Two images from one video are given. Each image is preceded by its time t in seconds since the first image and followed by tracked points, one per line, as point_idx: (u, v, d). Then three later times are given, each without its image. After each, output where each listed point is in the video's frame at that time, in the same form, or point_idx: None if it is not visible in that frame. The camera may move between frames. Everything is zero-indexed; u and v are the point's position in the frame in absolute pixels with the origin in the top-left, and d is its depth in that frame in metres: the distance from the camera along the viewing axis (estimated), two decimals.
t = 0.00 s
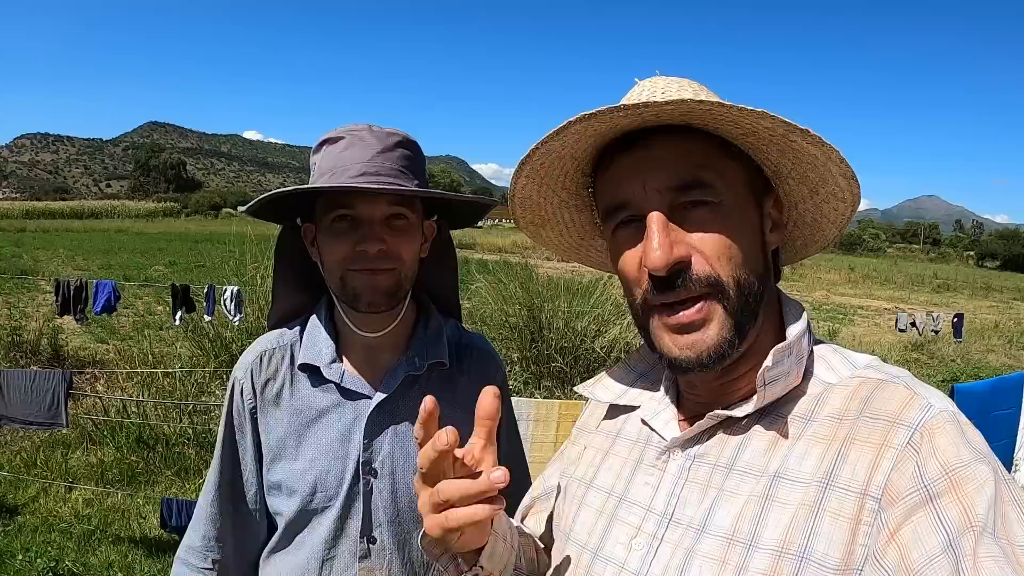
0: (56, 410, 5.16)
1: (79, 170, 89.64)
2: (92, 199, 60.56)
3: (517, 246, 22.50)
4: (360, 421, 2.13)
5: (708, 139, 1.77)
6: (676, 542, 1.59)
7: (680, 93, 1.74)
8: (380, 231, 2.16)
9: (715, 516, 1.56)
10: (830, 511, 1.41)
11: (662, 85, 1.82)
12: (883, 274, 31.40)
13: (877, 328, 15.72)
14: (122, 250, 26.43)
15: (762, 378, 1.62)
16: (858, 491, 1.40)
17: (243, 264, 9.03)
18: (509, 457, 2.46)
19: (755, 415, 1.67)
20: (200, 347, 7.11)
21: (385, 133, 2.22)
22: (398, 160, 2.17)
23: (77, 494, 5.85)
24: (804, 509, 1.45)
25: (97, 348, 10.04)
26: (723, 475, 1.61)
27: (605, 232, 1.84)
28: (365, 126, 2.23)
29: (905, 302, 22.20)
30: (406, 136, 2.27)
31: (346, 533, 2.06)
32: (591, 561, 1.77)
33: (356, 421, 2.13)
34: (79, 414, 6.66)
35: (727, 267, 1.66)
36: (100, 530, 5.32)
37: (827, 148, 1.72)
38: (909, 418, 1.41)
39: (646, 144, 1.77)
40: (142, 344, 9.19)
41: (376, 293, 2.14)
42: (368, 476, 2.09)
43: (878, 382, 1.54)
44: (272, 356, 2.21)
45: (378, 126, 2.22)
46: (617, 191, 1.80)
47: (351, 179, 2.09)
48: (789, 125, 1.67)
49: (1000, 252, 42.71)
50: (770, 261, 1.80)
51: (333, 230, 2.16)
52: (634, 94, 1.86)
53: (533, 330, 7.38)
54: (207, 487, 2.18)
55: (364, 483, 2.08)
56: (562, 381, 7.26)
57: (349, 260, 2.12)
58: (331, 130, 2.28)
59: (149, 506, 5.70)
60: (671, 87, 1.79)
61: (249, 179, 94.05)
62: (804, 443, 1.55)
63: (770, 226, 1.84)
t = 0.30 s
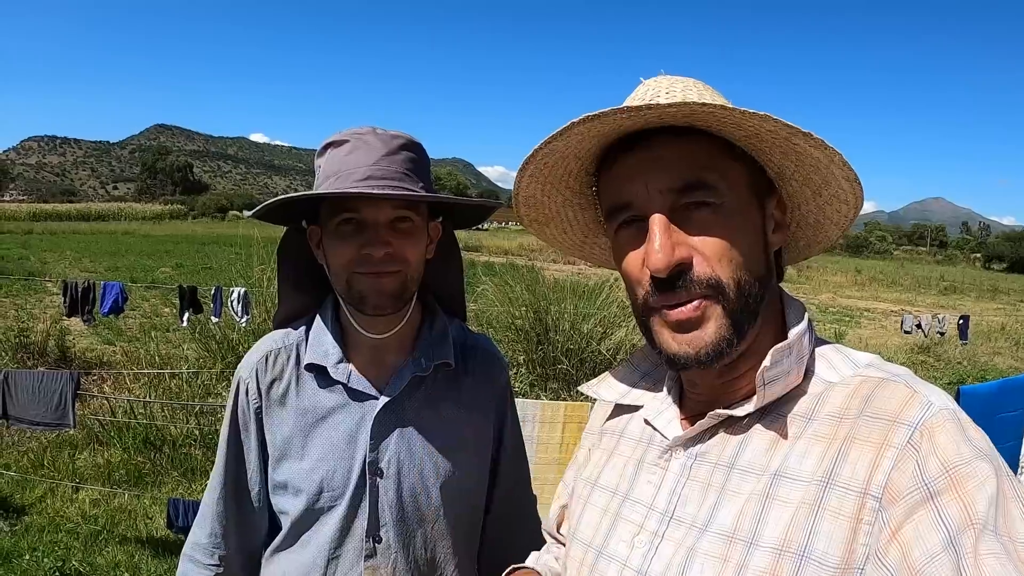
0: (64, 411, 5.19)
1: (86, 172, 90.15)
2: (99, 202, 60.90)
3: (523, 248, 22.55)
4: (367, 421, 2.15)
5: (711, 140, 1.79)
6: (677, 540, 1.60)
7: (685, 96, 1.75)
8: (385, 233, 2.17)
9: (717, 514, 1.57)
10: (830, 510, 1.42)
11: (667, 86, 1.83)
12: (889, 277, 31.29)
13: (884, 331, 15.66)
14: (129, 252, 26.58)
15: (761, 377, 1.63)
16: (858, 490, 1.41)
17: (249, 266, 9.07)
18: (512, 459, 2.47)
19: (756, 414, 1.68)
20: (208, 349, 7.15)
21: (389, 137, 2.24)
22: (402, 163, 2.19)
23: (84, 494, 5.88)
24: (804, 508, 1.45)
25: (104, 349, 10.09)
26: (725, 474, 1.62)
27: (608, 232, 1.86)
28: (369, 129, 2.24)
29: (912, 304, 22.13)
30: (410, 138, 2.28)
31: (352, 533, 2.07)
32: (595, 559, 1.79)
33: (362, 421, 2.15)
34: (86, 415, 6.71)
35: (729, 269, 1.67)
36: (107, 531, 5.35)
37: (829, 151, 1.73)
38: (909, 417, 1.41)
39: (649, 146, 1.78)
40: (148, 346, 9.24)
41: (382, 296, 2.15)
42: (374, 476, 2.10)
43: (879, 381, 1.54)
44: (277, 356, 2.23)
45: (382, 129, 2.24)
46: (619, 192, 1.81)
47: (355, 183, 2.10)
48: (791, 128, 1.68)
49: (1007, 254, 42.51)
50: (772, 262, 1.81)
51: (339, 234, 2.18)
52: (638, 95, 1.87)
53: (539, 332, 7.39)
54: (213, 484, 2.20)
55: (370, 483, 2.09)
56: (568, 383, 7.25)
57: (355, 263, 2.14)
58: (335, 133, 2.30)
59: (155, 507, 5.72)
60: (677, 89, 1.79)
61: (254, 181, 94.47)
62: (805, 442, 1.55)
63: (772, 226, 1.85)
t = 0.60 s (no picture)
0: (68, 413, 5.18)
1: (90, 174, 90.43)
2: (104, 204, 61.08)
3: (527, 251, 22.52)
4: (375, 428, 2.12)
5: (731, 145, 1.76)
6: (698, 547, 1.58)
7: (705, 100, 1.73)
8: (391, 237, 2.15)
9: (738, 522, 1.55)
10: (853, 517, 1.40)
11: (685, 90, 1.81)
12: (894, 279, 31.18)
13: (889, 333, 15.60)
14: (133, 255, 26.64)
15: (782, 383, 1.61)
16: (881, 497, 1.38)
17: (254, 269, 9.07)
18: (524, 465, 2.43)
19: (778, 419, 1.66)
20: (212, 351, 7.16)
21: (393, 138, 2.22)
22: (407, 165, 2.17)
23: (88, 497, 5.87)
24: (827, 515, 1.43)
25: (108, 352, 10.09)
26: (747, 480, 1.60)
27: (627, 238, 1.84)
28: (372, 131, 2.23)
29: (916, 307, 22.06)
30: (414, 139, 2.27)
31: (363, 541, 2.05)
32: (615, 566, 1.77)
33: (372, 427, 2.12)
34: (91, 418, 6.70)
35: (750, 273, 1.64)
36: (111, 534, 5.33)
37: (851, 156, 1.70)
38: (933, 422, 1.39)
39: (669, 151, 1.76)
40: (153, 348, 9.23)
41: (388, 302, 2.13)
42: (385, 483, 2.08)
43: (903, 386, 1.51)
44: (282, 362, 2.21)
45: (385, 131, 2.22)
46: (639, 198, 1.79)
47: (360, 185, 2.08)
48: (813, 132, 1.66)
49: (1012, 256, 42.37)
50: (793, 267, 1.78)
51: (344, 238, 2.16)
52: (657, 101, 1.85)
53: (544, 334, 7.36)
54: (216, 493, 2.18)
55: (380, 490, 2.07)
56: (574, 386, 7.21)
57: (360, 267, 2.12)
58: (338, 136, 2.28)
59: (159, 509, 5.70)
60: (696, 94, 1.77)
61: (258, 184, 94.67)
62: (827, 448, 1.53)
63: (794, 231, 1.82)
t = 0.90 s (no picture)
0: (67, 416, 5.17)
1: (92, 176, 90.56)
2: (105, 206, 61.16)
3: (529, 253, 22.48)
4: (373, 435, 2.10)
5: (741, 150, 1.74)
6: (703, 555, 1.56)
7: (716, 104, 1.71)
8: (388, 241, 2.13)
9: (745, 529, 1.53)
10: (860, 525, 1.38)
11: (695, 93, 1.80)
12: (896, 280, 31.15)
13: (891, 335, 15.55)
14: (135, 256, 26.67)
15: (791, 389, 1.58)
16: (889, 505, 1.36)
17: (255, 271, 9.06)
18: (526, 472, 2.41)
19: (785, 426, 1.64)
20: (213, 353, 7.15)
21: (389, 140, 2.20)
22: (403, 167, 2.15)
23: (89, 500, 5.85)
24: (834, 523, 1.41)
25: (109, 354, 10.07)
26: (753, 487, 1.59)
27: (635, 242, 1.82)
28: (367, 133, 2.21)
29: (918, 307, 22.03)
30: (410, 141, 2.25)
31: (361, 549, 2.04)
32: (619, 573, 1.75)
33: (370, 433, 2.10)
34: (92, 421, 6.68)
35: (757, 281, 1.62)
36: (111, 536, 5.31)
37: (861, 164, 1.68)
38: (942, 430, 1.37)
39: (678, 156, 1.74)
40: (153, 350, 9.22)
41: (385, 306, 2.12)
42: (384, 491, 2.07)
43: (912, 393, 1.49)
44: (279, 368, 2.19)
45: (380, 133, 2.21)
46: (646, 203, 1.78)
47: (354, 189, 2.07)
48: (824, 140, 1.64)
49: (1014, 256, 42.31)
50: (801, 273, 1.76)
51: (339, 242, 2.14)
52: (666, 104, 1.84)
53: (545, 337, 7.34)
54: (212, 503, 2.16)
55: (379, 497, 2.05)
56: (576, 388, 7.20)
57: (357, 272, 2.10)
58: (333, 139, 2.26)
59: (160, 511, 5.68)
60: (707, 97, 1.76)
61: (259, 185, 94.75)
62: (835, 455, 1.51)
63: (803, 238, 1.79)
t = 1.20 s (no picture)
0: (67, 416, 5.16)
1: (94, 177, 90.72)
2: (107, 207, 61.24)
3: (530, 254, 22.48)
4: (367, 432, 2.09)
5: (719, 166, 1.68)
6: (698, 555, 1.56)
7: (698, 113, 1.69)
8: (384, 238, 2.13)
9: (740, 530, 1.53)
10: (856, 527, 1.37)
11: (688, 89, 1.77)
12: (898, 280, 31.11)
13: (893, 335, 15.52)
14: (137, 257, 26.69)
15: (788, 389, 1.58)
16: (885, 507, 1.36)
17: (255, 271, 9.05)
18: (521, 475, 2.40)
19: (781, 427, 1.63)
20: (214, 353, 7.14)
21: (387, 138, 2.19)
22: (401, 165, 2.14)
23: (89, 500, 5.84)
24: (830, 525, 1.41)
25: (110, 355, 10.07)
26: (748, 488, 1.58)
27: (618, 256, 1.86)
28: (365, 131, 2.20)
29: (921, 308, 22.01)
30: (409, 140, 2.24)
31: (355, 548, 2.03)
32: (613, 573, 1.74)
33: (364, 433, 2.09)
34: (92, 421, 6.67)
35: (730, 303, 1.64)
36: (111, 537, 5.31)
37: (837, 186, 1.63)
38: (939, 433, 1.36)
39: (652, 177, 1.71)
40: (154, 351, 9.22)
41: (381, 302, 2.11)
42: (377, 489, 2.06)
43: (909, 396, 1.49)
44: (274, 364, 2.19)
45: (379, 131, 2.20)
46: (625, 223, 1.78)
47: (352, 185, 2.06)
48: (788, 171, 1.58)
49: (1016, 257, 42.25)
50: (789, 283, 1.74)
51: (336, 238, 2.14)
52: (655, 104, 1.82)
53: (546, 337, 7.32)
54: (208, 501, 2.16)
55: (373, 496, 2.05)
56: (577, 389, 7.21)
57: (354, 267, 2.10)
58: (331, 136, 2.26)
59: (160, 512, 5.67)
60: (697, 98, 1.73)
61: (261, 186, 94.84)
62: (831, 457, 1.50)
63: (791, 248, 1.75)
